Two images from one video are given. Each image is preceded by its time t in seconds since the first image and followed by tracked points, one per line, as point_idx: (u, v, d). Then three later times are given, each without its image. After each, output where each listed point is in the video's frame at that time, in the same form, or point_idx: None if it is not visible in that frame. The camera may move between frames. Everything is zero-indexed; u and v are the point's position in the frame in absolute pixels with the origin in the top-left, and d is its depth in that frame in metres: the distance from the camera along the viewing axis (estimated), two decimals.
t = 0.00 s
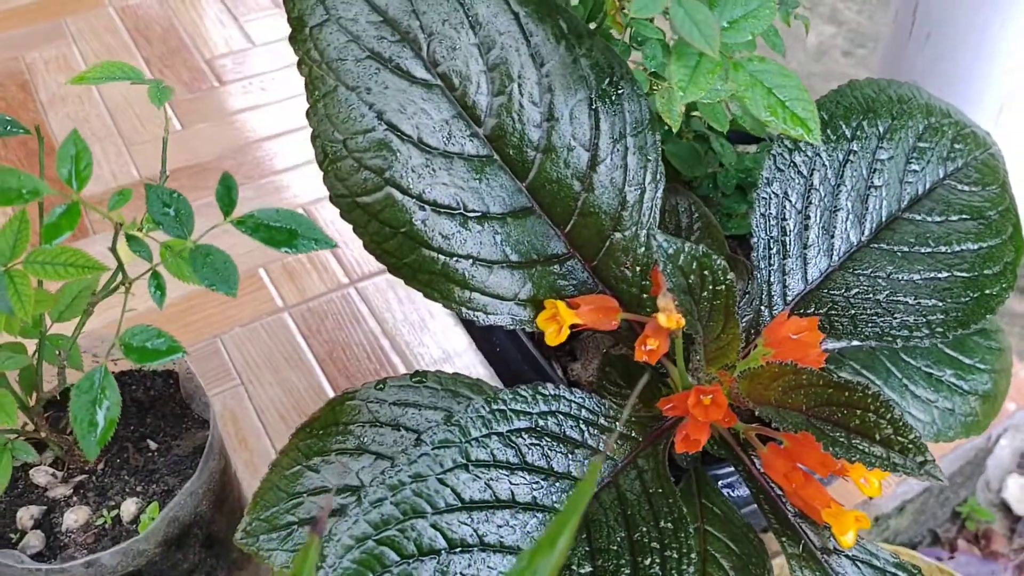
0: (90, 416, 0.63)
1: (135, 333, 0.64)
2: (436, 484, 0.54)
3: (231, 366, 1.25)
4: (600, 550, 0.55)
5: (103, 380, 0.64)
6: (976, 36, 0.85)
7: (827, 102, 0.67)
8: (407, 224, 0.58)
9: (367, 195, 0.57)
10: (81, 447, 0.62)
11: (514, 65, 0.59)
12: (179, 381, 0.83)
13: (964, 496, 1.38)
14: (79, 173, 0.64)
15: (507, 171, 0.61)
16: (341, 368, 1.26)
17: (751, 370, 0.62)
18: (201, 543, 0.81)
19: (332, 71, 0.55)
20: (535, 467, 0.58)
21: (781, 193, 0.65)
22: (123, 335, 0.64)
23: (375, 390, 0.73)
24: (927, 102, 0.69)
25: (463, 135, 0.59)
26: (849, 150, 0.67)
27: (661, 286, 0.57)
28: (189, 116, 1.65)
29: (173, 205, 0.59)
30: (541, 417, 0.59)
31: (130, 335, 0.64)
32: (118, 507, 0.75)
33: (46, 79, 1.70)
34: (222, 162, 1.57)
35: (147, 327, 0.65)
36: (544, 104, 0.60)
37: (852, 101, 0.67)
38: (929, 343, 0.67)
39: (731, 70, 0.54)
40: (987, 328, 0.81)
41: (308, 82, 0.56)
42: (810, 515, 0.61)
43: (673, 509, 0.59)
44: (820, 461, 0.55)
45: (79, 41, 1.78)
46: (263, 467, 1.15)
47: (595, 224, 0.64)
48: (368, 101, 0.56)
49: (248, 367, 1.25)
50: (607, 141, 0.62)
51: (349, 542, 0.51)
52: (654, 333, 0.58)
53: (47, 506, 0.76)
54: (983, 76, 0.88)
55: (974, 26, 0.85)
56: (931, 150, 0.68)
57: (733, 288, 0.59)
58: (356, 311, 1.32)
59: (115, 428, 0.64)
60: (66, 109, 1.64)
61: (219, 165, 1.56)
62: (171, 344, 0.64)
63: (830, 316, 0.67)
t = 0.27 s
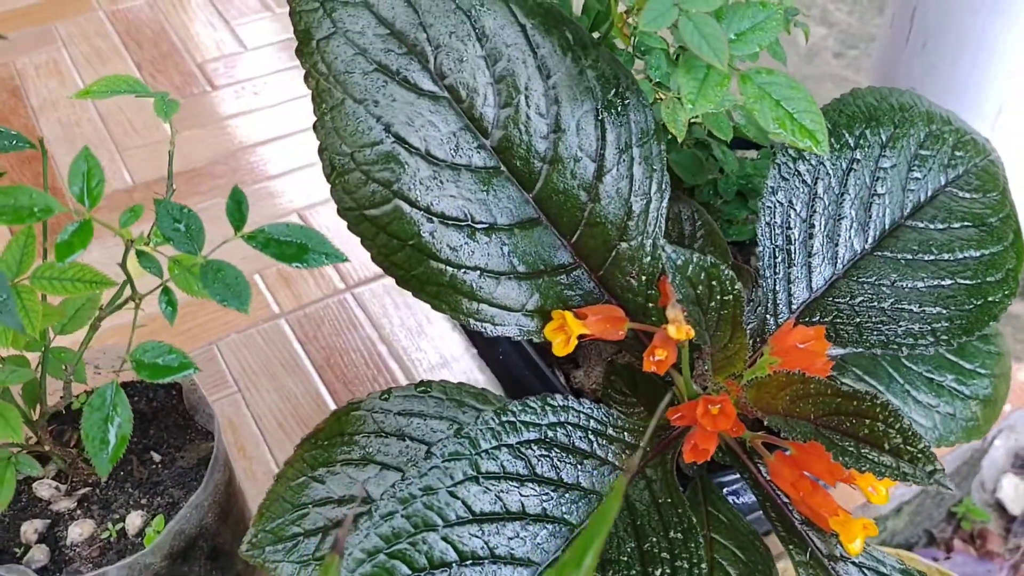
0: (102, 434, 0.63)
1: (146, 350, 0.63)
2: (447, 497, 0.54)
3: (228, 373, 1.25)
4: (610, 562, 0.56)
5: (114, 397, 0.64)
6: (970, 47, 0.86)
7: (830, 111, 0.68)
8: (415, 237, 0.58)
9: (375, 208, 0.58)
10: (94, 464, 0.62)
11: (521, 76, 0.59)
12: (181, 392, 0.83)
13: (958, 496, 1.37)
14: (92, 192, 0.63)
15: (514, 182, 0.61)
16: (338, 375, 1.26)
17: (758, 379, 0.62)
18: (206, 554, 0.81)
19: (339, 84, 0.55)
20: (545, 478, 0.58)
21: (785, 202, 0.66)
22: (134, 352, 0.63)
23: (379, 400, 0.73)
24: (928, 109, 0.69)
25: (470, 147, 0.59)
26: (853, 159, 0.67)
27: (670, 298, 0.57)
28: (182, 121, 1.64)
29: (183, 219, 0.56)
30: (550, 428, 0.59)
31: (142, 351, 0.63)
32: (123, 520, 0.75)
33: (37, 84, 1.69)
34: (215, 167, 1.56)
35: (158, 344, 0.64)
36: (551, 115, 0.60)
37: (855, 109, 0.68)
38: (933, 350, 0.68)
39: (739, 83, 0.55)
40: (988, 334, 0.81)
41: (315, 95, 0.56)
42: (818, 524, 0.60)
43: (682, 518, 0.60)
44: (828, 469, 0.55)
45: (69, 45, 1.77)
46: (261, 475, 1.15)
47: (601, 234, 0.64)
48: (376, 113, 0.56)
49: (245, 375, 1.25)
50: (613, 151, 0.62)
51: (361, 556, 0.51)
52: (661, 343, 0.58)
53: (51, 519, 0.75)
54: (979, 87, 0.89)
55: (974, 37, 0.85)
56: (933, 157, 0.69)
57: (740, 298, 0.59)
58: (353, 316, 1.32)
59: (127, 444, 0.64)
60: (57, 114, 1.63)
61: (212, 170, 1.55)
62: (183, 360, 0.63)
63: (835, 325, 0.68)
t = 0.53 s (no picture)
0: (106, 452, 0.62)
1: (150, 367, 0.62)
2: (451, 510, 0.54)
3: (222, 381, 1.24)
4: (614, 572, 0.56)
5: (119, 415, 0.63)
6: (964, 51, 0.87)
7: (826, 119, 0.68)
8: (416, 249, 0.58)
9: (376, 220, 0.57)
10: (98, 483, 0.61)
11: (521, 88, 0.59)
12: (180, 404, 0.83)
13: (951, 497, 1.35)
14: (95, 210, 0.62)
15: (514, 193, 0.61)
16: (332, 381, 1.25)
17: (758, 388, 0.62)
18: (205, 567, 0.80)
19: (339, 98, 0.55)
20: (548, 489, 0.58)
21: (784, 210, 0.66)
22: (139, 369, 0.62)
23: (379, 411, 0.73)
24: (923, 116, 0.69)
25: (470, 159, 0.59)
26: (849, 166, 0.68)
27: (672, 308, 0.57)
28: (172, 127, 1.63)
29: (185, 235, 0.52)
30: (553, 439, 0.59)
31: (145, 368, 0.62)
32: (122, 534, 0.75)
33: (25, 91, 1.68)
34: (205, 173, 1.55)
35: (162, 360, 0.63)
36: (550, 127, 0.60)
37: (851, 116, 0.68)
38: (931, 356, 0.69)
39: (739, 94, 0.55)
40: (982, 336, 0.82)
41: (315, 108, 0.55)
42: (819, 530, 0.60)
43: (684, 527, 0.60)
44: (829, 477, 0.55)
45: (57, 51, 1.76)
46: (257, 483, 1.14)
47: (601, 244, 0.64)
48: (377, 126, 0.56)
49: (239, 382, 1.24)
50: (612, 162, 0.62)
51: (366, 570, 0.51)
52: (663, 353, 0.58)
53: (50, 533, 0.75)
54: (972, 91, 0.90)
55: (969, 40, 0.86)
56: (928, 164, 0.69)
57: (740, 307, 0.60)
58: (346, 322, 1.32)
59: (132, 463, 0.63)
60: (46, 121, 1.63)
61: (202, 176, 1.55)
62: (187, 376, 0.62)
63: (833, 332, 0.68)
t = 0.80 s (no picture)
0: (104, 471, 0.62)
1: (146, 384, 0.62)
2: (451, 523, 0.54)
3: (214, 389, 1.23)
4: None
5: (114, 432, 0.63)
6: (955, 55, 0.87)
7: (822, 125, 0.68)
8: (414, 260, 0.58)
9: (373, 231, 0.57)
10: (95, 501, 0.61)
11: (517, 97, 0.59)
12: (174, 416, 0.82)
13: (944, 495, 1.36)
14: (90, 226, 0.61)
15: (512, 202, 0.61)
16: (325, 388, 1.25)
17: (758, 394, 0.62)
18: None
19: (335, 108, 0.55)
20: (549, 500, 0.57)
21: (780, 217, 0.66)
22: (136, 387, 0.62)
23: (376, 421, 0.73)
24: (917, 120, 0.69)
25: (467, 168, 0.59)
26: (845, 172, 0.68)
27: (671, 316, 0.57)
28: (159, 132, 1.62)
29: (181, 249, 0.51)
30: (553, 450, 0.59)
31: (142, 386, 0.62)
32: (118, 548, 0.74)
33: (11, 97, 1.67)
34: (194, 179, 1.54)
35: (159, 378, 0.63)
36: (547, 135, 0.60)
37: (847, 122, 0.68)
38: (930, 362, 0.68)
39: (737, 102, 0.55)
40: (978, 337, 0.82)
41: (310, 120, 0.55)
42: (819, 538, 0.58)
43: (685, 537, 0.60)
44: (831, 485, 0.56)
45: (42, 57, 1.75)
46: (250, 491, 1.14)
47: (598, 252, 0.64)
48: (373, 136, 0.56)
49: (231, 390, 1.24)
50: (609, 170, 0.62)
51: None
52: (662, 362, 0.58)
53: (44, 549, 0.74)
54: (964, 94, 0.90)
55: (961, 41, 0.86)
56: (924, 168, 0.69)
57: (740, 314, 0.59)
58: (338, 328, 1.32)
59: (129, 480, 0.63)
60: (32, 128, 1.61)
61: (191, 182, 1.53)
62: (185, 393, 0.62)
63: (832, 338, 0.68)
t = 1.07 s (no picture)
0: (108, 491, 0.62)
1: (151, 403, 0.61)
2: (458, 538, 0.53)
3: (211, 397, 1.23)
4: None
5: (119, 452, 0.63)
6: (955, 60, 0.87)
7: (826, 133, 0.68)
8: (418, 273, 0.57)
9: (377, 244, 0.56)
10: (100, 522, 0.61)
11: (521, 107, 0.58)
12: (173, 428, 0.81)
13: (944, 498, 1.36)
14: (94, 245, 0.60)
15: (516, 214, 0.60)
16: (323, 395, 1.24)
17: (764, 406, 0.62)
18: None
19: (338, 120, 0.54)
20: (556, 514, 0.57)
21: (785, 225, 0.65)
22: (140, 405, 0.61)
23: (379, 433, 0.72)
24: (921, 127, 0.69)
25: (471, 180, 0.58)
26: (849, 180, 0.67)
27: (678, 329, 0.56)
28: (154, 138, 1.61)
29: (185, 266, 0.51)
30: (560, 463, 0.59)
31: (147, 405, 0.61)
32: (119, 564, 0.73)
33: (3, 102, 1.66)
34: (189, 184, 1.53)
35: (163, 396, 0.62)
36: (551, 146, 0.59)
37: (850, 129, 0.68)
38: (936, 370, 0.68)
39: (744, 113, 0.55)
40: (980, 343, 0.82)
41: (313, 132, 0.54)
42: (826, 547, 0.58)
43: (693, 550, 0.59)
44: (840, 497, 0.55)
45: (35, 61, 1.74)
46: (248, 500, 1.13)
47: (602, 262, 0.63)
48: (376, 148, 0.55)
49: (229, 398, 1.23)
50: (613, 180, 0.61)
51: None
52: (668, 375, 0.57)
53: (44, 565, 0.73)
54: (963, 100, 0.89)
55: (961, 47, 0.86)
56: (926, 175, 0.69)
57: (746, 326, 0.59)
58: (336, 334, 1.31)
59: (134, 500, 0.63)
60: (25, 133, 1.60)
61: (186, 187, 1.53)
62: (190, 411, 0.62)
63: (838, 348, 0.68)
